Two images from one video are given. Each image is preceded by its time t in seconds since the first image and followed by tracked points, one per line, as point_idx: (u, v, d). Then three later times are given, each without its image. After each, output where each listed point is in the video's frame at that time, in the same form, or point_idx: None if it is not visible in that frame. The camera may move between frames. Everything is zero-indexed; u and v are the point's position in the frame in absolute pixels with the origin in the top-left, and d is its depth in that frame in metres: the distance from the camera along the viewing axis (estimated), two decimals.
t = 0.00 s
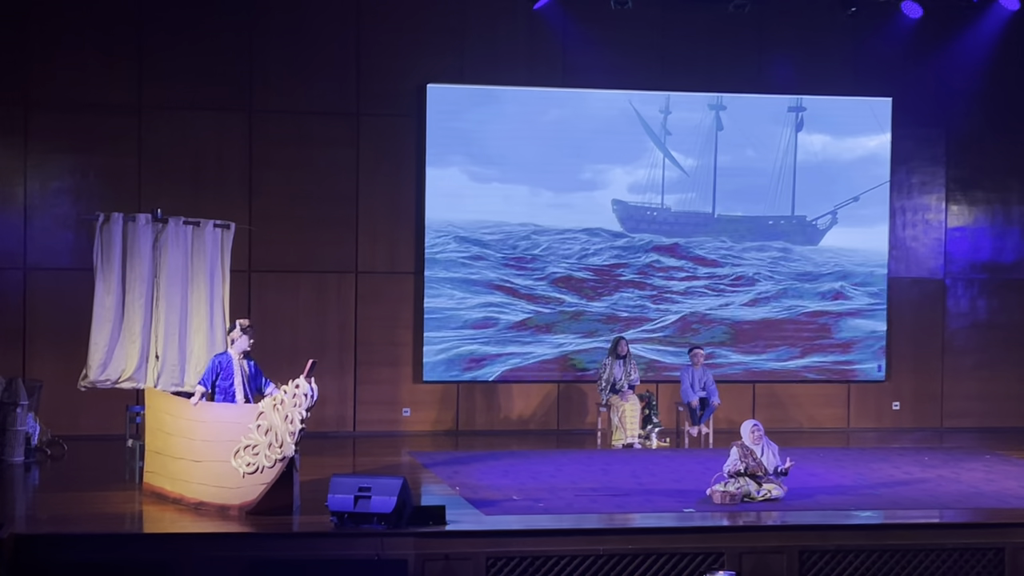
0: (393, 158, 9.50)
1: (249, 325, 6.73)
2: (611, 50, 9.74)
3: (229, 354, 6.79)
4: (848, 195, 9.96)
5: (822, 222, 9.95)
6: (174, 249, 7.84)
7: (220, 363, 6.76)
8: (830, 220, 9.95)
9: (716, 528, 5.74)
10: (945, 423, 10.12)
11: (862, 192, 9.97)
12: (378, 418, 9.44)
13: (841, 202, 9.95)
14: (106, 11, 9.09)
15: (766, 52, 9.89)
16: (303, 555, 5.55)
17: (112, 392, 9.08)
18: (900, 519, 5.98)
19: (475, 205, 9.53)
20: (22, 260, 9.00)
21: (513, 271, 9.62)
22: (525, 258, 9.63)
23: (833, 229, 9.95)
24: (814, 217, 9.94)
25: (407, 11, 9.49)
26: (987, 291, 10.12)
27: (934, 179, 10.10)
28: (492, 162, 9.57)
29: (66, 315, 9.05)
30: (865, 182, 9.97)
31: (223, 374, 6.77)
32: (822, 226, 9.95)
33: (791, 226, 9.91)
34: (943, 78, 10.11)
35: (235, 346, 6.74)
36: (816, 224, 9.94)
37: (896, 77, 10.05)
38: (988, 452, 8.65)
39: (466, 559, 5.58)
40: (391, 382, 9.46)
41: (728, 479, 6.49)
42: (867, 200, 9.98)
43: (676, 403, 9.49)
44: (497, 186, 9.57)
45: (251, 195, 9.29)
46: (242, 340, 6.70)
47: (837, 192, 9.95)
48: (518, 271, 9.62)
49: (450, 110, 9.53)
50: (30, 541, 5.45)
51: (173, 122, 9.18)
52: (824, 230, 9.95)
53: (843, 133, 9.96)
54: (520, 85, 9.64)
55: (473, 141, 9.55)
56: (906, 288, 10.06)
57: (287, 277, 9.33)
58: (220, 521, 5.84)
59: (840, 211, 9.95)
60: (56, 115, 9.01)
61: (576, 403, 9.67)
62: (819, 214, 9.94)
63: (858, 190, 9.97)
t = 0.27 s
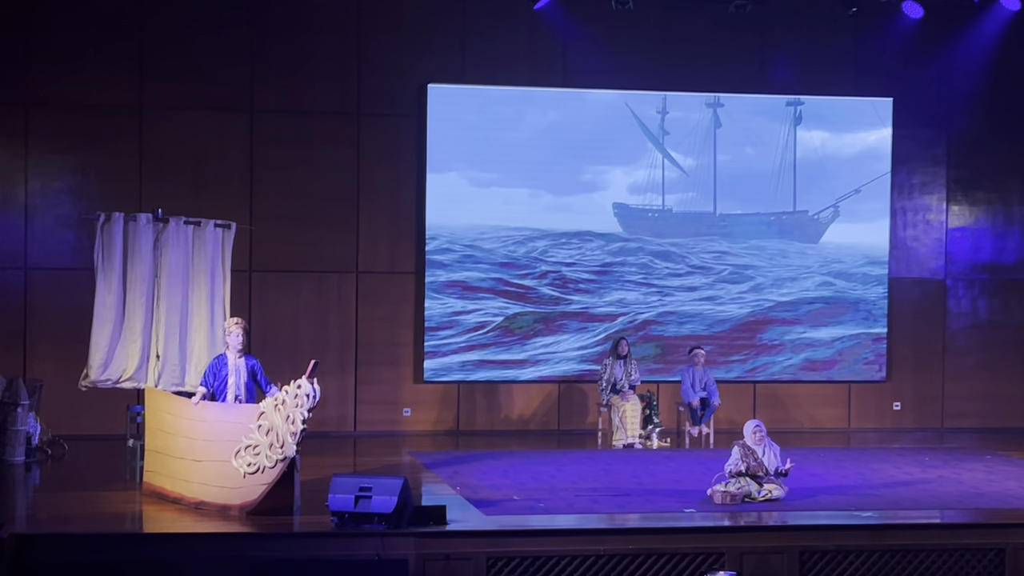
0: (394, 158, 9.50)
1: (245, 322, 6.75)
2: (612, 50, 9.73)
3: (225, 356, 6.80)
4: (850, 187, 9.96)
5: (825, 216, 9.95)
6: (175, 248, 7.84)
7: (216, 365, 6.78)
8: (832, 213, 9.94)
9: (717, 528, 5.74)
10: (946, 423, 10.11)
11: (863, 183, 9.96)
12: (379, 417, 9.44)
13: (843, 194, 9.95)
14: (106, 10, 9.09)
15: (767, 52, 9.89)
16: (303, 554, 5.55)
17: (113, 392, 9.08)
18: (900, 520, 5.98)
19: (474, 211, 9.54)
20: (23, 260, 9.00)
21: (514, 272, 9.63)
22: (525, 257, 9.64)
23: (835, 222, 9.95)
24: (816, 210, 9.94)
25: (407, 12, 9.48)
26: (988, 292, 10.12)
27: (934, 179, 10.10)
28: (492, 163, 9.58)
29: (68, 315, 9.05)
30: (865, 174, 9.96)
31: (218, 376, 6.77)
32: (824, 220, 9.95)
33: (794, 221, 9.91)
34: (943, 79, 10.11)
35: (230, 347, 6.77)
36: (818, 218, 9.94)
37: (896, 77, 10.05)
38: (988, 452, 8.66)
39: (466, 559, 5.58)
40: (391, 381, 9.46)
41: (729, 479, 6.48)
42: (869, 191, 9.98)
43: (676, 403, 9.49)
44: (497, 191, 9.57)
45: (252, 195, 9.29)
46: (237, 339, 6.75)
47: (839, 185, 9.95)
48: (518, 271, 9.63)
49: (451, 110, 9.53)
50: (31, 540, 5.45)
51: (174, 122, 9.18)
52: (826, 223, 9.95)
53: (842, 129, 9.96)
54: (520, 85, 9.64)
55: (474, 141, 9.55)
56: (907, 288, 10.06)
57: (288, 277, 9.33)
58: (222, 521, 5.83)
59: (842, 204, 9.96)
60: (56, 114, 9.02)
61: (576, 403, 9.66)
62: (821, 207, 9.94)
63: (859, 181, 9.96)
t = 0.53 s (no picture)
0: (394, 157, 9.50)
1: (241, 322, 6.71)
2: (612, 51, 9.73)
3: (223, 356, 6.80)
4: (851, 179, 9.97)
5: (827, 209, 9.95)
6: (176, 249, 7.84)
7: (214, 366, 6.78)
8: (835, 206, 9.95)
9: (717, 528, 5.75)
10: (946, 424, 10.11)
11: (863, 175, 9.98)
12: (380, 417, 9.44)
13: (844, 186, 9.96)
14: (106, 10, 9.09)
15: (768, 52, 9.89)
16: (304, 554, 5.55)
17: (114, 392, 9.08)
18: (901, 520, 5.99)
19: (474, 219, 9.55)
20: (24, 260, 9.00)
21: (514, 272, 9.63)
22: (525, 257, 9.64)
23: (837, 215, 9.96)
24: (818, 204, 9.94)
25: (407, 12, 9.48)
26: (988, 292, 10.12)
27: (935, 179, 10.10)
28: (493, 163, 9.58)
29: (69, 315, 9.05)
30: (865, 164, 9.97)
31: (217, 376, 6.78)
32: (826, 214, 9.95)
33: (797, 214, 9.91)
34: (944, 79, 10.10)
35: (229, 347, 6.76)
36: (821, 211, 9.94)
37: (897, 77, 10.05)
38: (989, 453, 8.67)
39: (467, 559, 5.58)
40: (392, 381, 9.46)
41: (730, 479, 6.48)
42: (870, 182, 9.99)
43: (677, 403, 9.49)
44: (497, 197, 9.58)
45: (253, 195, 9.30)
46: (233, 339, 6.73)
47: (840, 177, 9.96)
48: (518, 271, 9.63)
49: (451, 110, 9.54)
50: (31, 540, 5.45)
51: (175, 122, 9.18)
52: (828, 217, 9.95)
53: (841, 125, 9.98)
54: (520, 85, 9.64)
55: (475, 141, 9.56)
56: (908, 288, 10.06)
57: (289, 276, 9.33)
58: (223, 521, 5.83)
59: (843, 197, 9.96)
60: (56, 114, 9.01)
61: (577, 403, 9.67)
62: (823, 200, 9.95)
63: (859, 174, 9.97)
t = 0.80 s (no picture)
0: (395, 157, 9.50)
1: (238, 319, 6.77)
2: (613, 50, 9.74)
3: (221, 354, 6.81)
4: (851, 171, 9.98)
5: (828, 201, 9.96)
6: (176, 248, 7.84)
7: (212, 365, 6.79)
8: (835, 198, 9.96)
9: (717, 528, 5.75)
10: (947, 424, 10.11)
11: (863, 167, 9.98)
12: (381, 417, 9.44)
13: (844, 179, 9.97)
14: (107, 10, 9.09)
15: (768, 52, 9.89)
16: (305, 554, 5.54)
17: (115, 392, 9.08)
18: (901, 519, 5.99)
19: (475, 223, 9.56)
20: (24, 260, 9.00)
21: (514, 272, 9.63)
22: (525, 257, 9.64)
23: (839, 207, 9.97)
24: (819, 198, 9.95)
25: (407, 11, 9.48)
26: (989, 292, 10.12)
27: (936, 179, 10.09)
28: (494, 163, 9.59)
29: (69, 315, 9.05)
30: (865, 156, 9.98)
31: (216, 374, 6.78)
32: (827, 207, 9.97)
33: (797, 208, 9.93)
34: (945, 79, 10.10)
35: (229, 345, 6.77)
36: (822, 204, 9.96)
37: (897, 77, 10.04)
38: (990, 452, 8.67)
39: (467, 559, 5.58)
40: (392, 381, 9.46)
41: (731, 479, 6.48)
42: (870, 174, 10.00)
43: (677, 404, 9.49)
44: (496, 201, 9.59)
45: (254, 195, 9.30)
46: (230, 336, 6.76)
47: (840, 170, 9.96)
48: (518, 271, 9.63)
49: (451, 111, 9.54)
50: (31, 540, 5.45)
51: (175, 122, 9.18)
52: (830, 210, 9.97)
53: (839, 120, 9.98)
54: (521, 85, 9.64)
55: (476, 141, 9.56)
56: (908, 288, 10.05)
57: (289, 276, 9.33)
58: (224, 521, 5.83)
59: (843, 189, 9.97)
60: (57, 114, 9.02)
61: (577, 403, 9.66)
62: (824, 193, 9.96)
63: (859, 166, 9.98)
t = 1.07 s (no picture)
0: (394, 157, 9.50)
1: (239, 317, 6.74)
2: (613, 50, 9.74)
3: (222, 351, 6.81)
4: (851, 162, 9.98)
5: (829, 193, 9.97)
6: (177, 248, 7.85)
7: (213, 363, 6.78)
8: (836, 190, 9.97)
9: (718, 528, 5.75)
10: (947, 424, 10.11)
11: (864, 158, 9.98)
12: (381, 417, 9.44)
13: (844, 171, 9.97)
14: (107, 9, 9.09)
15: (769, 51, 9.89)
16: (305, 554, 5.54)
17: (115, 392, 9.08)
18: (902, 519, 5.99)
19: (475, 227, 9.56)
20: (25, 259, 9.00)
21: (514, 273, 9.64)
22: (525, 257, 9.65)
23: (840, 199, 9.97)
24: (819, 191, 9.96)
25: (406, 11, 9.47)
26: (989, 292, 10.12)
27: (936, 179, 10.09)
28: (493, 163, 9.58)
29: (70, 316, 9.06)
30: (865, 149, 9.99)
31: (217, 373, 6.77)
32: (828, 199, 9.97)
33: (798, 202, 9.93)
34: (945, 79, 10.10)
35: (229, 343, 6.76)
36: (822, 197, 9.97)
37: (898, 77, 10.04)
38: (990, 452, 8.68)
39: (468, 559, 5.58)
40: (393, 381, 9.46)
41: (731, 479, 6.48)
42: (870, 165, 10.00)
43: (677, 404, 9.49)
44: (496, 205, 9.59)
45: (254, 195, 9.30)
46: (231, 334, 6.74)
47: (840, 162, 9.97)
48: (518, 271, 9.64)
49: (451, 110, 9.54)
50: (32, 540, 5.46)
51: (175, 122, 9.18)
52: (830, 203, 9.97)
53: (837, 115, 10.00)
54: (521, 85, 9.64)
55: (476, 141, 9.56)
56: (909, 288, 10.05)
57: (289, 276, 9.33)
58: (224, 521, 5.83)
59: (843, 181, 9.98)
60: (57, 114, 9.01)
61: (577, 403, 9.67)
62: (824, 185, 9.97)
63: (858, 158, 9.98)
